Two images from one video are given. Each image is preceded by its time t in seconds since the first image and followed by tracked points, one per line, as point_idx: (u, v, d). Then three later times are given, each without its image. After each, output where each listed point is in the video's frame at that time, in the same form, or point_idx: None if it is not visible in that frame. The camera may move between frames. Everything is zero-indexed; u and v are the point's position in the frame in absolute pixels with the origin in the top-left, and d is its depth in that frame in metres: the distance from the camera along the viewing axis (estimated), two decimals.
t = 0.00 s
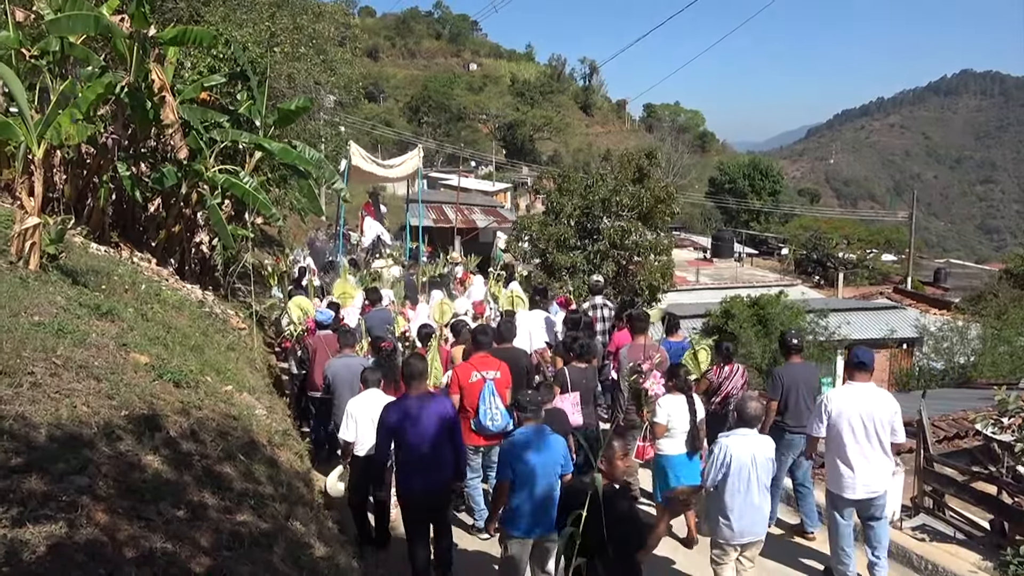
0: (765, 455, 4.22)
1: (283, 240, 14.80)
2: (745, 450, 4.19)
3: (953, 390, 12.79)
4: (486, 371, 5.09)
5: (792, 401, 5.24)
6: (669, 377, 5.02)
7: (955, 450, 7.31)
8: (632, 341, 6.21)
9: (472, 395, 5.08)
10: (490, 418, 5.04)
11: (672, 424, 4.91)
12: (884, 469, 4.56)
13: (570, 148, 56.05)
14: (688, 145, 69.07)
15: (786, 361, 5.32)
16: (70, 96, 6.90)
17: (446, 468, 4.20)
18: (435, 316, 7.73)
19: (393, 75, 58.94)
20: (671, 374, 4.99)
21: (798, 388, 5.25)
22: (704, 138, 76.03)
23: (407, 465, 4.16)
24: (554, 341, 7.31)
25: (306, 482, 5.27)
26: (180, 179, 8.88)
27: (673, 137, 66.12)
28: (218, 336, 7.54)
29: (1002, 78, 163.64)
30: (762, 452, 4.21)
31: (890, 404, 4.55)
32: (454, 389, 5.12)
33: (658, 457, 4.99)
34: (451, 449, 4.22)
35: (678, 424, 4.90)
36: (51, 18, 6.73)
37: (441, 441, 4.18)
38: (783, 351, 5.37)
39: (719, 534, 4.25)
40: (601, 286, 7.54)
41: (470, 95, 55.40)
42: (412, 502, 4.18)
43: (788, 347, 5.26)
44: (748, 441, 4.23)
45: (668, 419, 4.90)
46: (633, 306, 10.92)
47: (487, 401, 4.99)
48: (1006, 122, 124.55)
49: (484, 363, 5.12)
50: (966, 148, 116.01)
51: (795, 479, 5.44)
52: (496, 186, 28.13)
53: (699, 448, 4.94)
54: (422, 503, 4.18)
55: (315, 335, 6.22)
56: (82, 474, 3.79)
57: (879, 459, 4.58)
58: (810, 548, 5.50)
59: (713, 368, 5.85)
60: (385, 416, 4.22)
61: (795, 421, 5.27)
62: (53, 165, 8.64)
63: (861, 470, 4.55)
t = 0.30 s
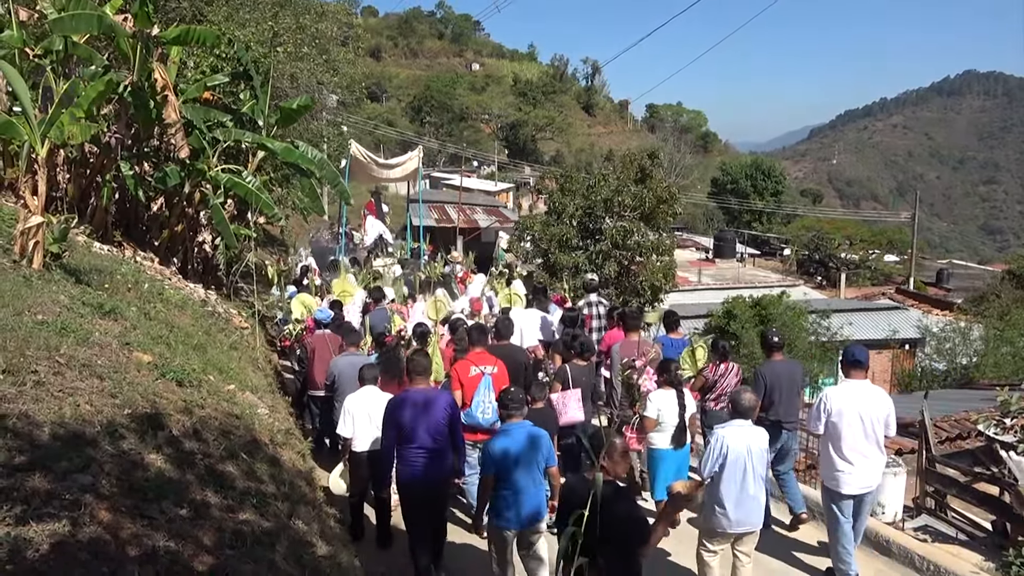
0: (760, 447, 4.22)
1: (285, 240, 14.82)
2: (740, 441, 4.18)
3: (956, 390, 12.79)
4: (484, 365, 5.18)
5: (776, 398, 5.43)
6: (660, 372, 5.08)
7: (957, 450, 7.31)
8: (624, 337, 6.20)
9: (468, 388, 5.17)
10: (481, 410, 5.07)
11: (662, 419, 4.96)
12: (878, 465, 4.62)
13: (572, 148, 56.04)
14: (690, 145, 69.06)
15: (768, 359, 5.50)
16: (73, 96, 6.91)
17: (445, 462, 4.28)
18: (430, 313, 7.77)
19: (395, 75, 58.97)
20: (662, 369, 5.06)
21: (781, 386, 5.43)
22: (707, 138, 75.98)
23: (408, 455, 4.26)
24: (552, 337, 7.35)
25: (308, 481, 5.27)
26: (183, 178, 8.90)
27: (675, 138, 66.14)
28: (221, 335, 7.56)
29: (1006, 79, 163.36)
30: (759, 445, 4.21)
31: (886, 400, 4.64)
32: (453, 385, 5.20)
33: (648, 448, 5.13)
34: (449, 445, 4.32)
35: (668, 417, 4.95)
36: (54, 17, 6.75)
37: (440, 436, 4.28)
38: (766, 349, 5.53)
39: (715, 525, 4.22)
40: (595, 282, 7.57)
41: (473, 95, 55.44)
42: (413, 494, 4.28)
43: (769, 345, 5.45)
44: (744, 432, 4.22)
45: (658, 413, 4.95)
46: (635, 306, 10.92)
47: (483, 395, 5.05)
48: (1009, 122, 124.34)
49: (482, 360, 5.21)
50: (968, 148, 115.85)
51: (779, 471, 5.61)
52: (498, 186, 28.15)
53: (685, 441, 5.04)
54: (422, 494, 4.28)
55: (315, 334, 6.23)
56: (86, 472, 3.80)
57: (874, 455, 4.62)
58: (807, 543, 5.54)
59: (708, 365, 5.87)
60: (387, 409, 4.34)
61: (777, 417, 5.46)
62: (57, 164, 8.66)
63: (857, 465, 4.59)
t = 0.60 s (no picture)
0: (743, 443, 4.25)
1: (287, 240, 14.82)
2: (723, 437, 4.21)
3: (958, 391, 12.79)
4: (476, 361, 5.28)
5: (768, 398, 5.48)
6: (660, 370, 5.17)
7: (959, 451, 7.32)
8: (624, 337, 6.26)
9: (466, 383, 5.21)
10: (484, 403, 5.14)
11: (663, 413, 5.02)
12: (870, 458, 4.74)
13: (574, 148, 56.01)
14: (692, 146, 69.02)
15: (759, 357, 5.54)
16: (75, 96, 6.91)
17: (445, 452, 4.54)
18: (432, 312, 7.89)
19: (397, 76, 59.00)
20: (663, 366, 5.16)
21: (774, 383, 5.47)
22: (709, 139, 75.94)
23: (415, 447, 4.49)
24: (551, 336, 7.41)
25: (311, 481, 5.28)
26: (185, 178, 8.90)
27: (677, 138, 66.13)
28: (223, 336, 7.56)
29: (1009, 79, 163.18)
30: (741, 440, 4.25)
31: (881, 396, 4.71)
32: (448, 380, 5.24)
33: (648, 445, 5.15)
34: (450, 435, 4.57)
35: (669, 412, 5.02)
36: (57, 18, 6.76)
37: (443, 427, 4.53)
38: (756, 348, 5.57)
39: (702, 519, 4.25)
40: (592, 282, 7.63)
41: (474, 96, 55.45)
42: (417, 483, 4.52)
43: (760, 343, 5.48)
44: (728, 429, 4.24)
45: (659, 407, 5.01)
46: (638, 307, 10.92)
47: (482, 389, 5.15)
48: (1012, 123, 124.17)
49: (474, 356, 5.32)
50: (970, 149, 115.75)
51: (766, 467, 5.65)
52: (500, 186, 28.15)
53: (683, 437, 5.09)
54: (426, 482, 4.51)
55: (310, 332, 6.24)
56: (89, 472, 3.81)
57: (866, 448, 4.74)
58: (805, 539, 5.56)
59: (705, 360, 5.88)
60: (396, 401, 4.51)
61: (771, 414, 5.52)
62: (59, 165, 8.67)
63: (849, 461, 4.72)
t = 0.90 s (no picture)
0: (723, 434, 4.50)
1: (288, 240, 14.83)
2: (704, 431, 4.48)
3: (960, 390, 12.78)
4: (455, 361, 5.38)
5: (761, 393, 5.52)
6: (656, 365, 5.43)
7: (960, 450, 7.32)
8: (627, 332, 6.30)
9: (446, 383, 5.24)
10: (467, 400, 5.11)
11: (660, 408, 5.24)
12: (864, 450, 4.93)
13: (575, 148, 55.99)
14: (693, 145, 68.98)
15: (754, 355, 5.61)
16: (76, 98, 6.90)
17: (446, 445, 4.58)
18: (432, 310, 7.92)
19: (398, 76, 59.01)
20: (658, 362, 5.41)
21: (767, 380, 5.52)
22: (710, 138, 75.88)
23: (417, 439, 4.51)
24: (549, 333, 7.50)
25: (313, 481, 5.29)
26: (186, 179, 8.91)
27: (678, 138, 66.09)
28: (225, 336, 7.57)
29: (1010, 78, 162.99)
30: (722, 432, 4.50)
31: (878, 391, 4.88)
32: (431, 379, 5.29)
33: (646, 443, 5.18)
34: (452, 428, 4.61)
35: (665, 407, 5.24)
36: (58, 19, 6.77)
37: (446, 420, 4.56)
38: (751, 345, 5.63)
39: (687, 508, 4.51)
40: (590, 279, 7.69)
41: (474, 95, 55.42)
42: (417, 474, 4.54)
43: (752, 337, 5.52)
44: (709, 422, 4.52)
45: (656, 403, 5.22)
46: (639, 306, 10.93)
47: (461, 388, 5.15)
48: (1014, 121, 124.04)
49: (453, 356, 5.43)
50: (971, 148, 115.61)
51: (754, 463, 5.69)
52: (500, 186, 28.17)
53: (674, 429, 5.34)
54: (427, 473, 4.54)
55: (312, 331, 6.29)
56: (92, 472, 3.82)
57: (861, 439, 4.94)
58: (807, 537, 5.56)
59: (694, 359, 6.05)
60: (404, 394, 4.50)
61: (765, 410, 5.55)
62: (61, 166, 8.69)
63: (842, 450, 4.93)
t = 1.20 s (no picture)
0: (714, 428, 4.57)
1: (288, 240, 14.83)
2: (695, 424, 4.54)
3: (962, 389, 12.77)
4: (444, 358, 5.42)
5: (752, 385, 5.58)
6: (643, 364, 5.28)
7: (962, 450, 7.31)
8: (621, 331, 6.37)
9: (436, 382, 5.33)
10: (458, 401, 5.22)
11: (647, 407, 5.14)
12: (854, 446, 4.96)
13: (575, 148, 55.97)
14: (694, 145, 68.94)
15: (748, 348, 5.69)
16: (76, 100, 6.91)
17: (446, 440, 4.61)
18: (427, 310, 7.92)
19: (398, 77, 59.06)
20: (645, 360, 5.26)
21: (758, 372, 5.58)
22: (710, 138, 75.86)
23: (415, 436, 4.53)
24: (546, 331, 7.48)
25: (314, 482, 5.29)
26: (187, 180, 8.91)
27: (678, 138, 66.04)
28: (225, 337, 7.57)
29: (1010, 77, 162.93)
30: (713, 426, 4.57)
31: (866, 388, 4.94)
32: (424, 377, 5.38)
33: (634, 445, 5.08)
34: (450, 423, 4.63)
35: (652, 406, 5.13)
36: (58, 21, 6.77)
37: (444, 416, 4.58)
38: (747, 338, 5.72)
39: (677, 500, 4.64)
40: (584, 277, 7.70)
41: (474, 96, 55.43)
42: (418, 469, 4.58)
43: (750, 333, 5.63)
44: (701, 415, 4.56)
45: (643, 402, 5.12)
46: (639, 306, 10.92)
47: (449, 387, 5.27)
48: (1014, 120, 123.97)
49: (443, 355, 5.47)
50: (972, 147, 115.51)
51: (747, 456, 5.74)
52: (501, 187, 28.17)
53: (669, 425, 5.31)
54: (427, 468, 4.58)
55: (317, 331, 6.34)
56: (93, 473, 3.82)
57: (850, 436, 4.98)
58: (807, 536, 5.55)
59: (682, 357, 6.00)
60: (399, 392, 4.52)
61: (753, 402, 5.61)
62: (61, 167, 8.70)
63: (830, 447, 4.97)
